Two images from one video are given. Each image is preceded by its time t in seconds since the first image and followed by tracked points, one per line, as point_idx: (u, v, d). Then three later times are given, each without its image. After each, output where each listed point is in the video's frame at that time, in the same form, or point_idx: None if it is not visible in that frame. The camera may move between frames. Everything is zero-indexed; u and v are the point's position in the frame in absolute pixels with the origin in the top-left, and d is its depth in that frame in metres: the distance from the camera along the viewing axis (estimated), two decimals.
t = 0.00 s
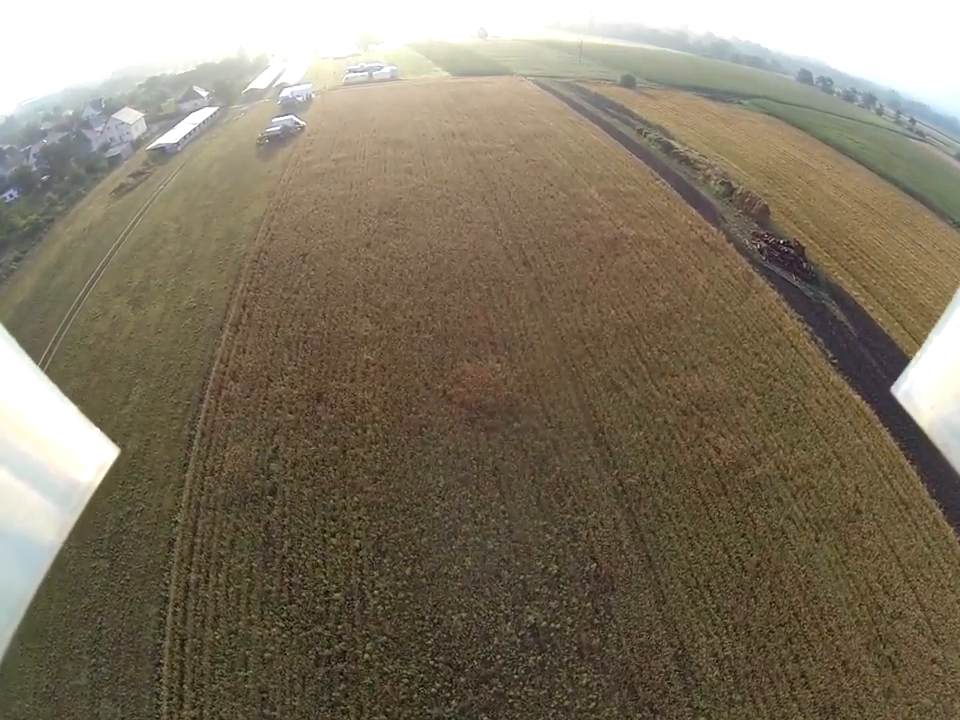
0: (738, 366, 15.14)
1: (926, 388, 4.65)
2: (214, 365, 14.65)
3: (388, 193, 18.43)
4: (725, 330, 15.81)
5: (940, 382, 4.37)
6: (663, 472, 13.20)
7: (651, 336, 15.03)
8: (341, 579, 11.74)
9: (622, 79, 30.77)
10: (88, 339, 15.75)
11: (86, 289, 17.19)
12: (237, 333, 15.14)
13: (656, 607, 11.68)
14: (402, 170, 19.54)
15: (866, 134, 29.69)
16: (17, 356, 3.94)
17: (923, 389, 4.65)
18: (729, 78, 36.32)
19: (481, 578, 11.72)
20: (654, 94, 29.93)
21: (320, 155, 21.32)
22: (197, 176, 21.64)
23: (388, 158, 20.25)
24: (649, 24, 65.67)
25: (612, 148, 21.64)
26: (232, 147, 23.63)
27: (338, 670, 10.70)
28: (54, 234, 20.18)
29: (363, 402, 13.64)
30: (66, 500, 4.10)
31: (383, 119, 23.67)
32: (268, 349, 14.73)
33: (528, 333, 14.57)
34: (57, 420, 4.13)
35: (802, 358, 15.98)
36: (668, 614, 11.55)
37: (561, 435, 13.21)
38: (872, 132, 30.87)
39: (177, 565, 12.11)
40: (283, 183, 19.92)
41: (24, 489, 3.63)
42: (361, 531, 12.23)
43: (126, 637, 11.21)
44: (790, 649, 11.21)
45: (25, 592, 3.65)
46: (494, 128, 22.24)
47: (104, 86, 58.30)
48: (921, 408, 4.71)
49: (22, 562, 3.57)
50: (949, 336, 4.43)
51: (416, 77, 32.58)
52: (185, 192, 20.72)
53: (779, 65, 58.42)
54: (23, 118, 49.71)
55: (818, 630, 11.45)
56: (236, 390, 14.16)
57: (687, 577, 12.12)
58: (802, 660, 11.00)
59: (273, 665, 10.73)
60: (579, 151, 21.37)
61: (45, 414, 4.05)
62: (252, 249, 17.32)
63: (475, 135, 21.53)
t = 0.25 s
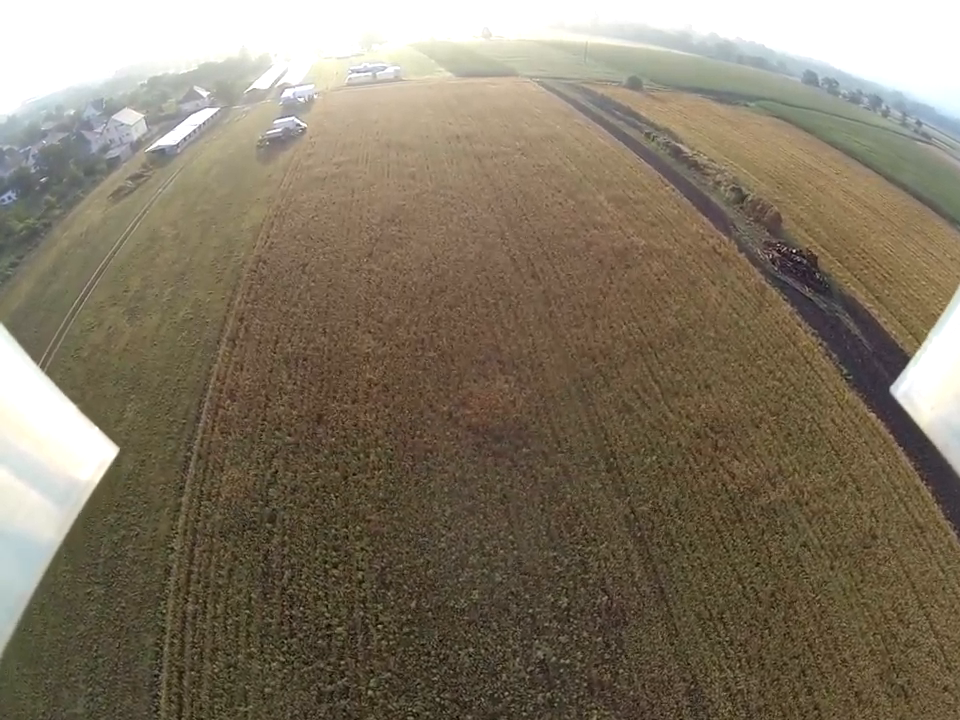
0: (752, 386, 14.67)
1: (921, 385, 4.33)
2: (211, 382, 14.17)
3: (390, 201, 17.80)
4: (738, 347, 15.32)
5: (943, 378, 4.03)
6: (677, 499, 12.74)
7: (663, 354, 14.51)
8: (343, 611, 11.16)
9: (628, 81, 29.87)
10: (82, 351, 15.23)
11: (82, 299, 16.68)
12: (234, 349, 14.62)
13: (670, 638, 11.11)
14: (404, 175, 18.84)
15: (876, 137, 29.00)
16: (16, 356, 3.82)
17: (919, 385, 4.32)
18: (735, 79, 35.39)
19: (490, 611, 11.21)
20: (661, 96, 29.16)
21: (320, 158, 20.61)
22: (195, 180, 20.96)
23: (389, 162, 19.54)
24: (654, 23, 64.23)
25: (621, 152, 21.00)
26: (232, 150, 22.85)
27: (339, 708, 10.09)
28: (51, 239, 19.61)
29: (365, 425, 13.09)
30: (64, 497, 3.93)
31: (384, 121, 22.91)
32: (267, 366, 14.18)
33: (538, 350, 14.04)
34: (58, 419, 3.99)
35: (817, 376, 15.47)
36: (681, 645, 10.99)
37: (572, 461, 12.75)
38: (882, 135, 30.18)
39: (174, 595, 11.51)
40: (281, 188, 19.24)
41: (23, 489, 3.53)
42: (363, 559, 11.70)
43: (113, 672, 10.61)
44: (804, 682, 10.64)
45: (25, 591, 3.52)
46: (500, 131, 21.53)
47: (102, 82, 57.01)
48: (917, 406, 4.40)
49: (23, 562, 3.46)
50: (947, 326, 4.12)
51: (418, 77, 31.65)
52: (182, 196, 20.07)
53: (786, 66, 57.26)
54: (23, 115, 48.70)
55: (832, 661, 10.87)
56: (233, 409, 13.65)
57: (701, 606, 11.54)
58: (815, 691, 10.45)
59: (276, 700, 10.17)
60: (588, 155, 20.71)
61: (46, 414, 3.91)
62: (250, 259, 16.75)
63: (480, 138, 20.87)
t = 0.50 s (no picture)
0: (763, 404, 14.20)
1: (917, 385, 3.70)
2: (204, 401, 13.67)
3: (389, 209, 17.18)
4: (749, 362, 14.83)
5: (943, 375, 3.42)
6: (688, 525, 12.23)
7: (673, 371, 14.03)
8: (342, 647, 10.54)
9: (629, 82, 29.07)
10: (73, 366, 14.64)
11: (72, 310, 16.05)
12: (229, 366, 14.08)
13: (680, 671, 10.46)
14: (403, 182, 18.18)
15: (881, 140, 28.40)
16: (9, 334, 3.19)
17: (916, 385, 3.67)
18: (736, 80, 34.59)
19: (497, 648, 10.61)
20: (664, 97, 28.47)
21: (315, 162, 19.91)
22: (189, 184, 20.23)
23: (387, 166, 18.84)
24: (654, 23, 63.06)
25: (625, 155, 20.40)
26: (227, 154, 22.01)
27: None
28: (42, 245, 18.95)
29: (365, 450, 12.57)
30: (62, 493, 3.36)
31: (381, 123, 22.16)
32: (262, 385, 13.63)
33: (544, 368, 13.54)
34: (59, 408, 3.39)
35: (830, 391, 14.89)
36: (691, 678, 10.37)
37: (580, 486, 12.28)
38: (886, 137, 29.59)
39: (168, 628, 10.86)
40: (276, 193, 18.54)
41: (21, 485, 2.99)
42: (364, 592, 11.12)
43: (95, 710, 9.97)
44: (816, 712, 10.05)
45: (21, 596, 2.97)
46: (502, 134, 20.84)
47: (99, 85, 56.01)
48: (912, 409, 3.74)
49: (21, 562, 2.94)
50: (948, 318, 3.47)
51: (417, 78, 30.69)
52: (175, 202, 19.39)
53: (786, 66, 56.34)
54: (22, 118, 47.83)
55: (845, 690, 10.27)
56: (228, 431, 13.14)
57: (711, 635, 10.90)
58: None
59: None
60: (593, 159, 20.08)
61: (45, 404, 3.29)
62: (245, 269, 16.14)
63: (482, 141, 20.23)
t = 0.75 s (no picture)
0: (773, 422, 13.73)
1: (920, 386, 4.02)
2: (197, 422, 13.17)
3: (386, 219, 16.56)
4: (758, 378, 14.40)
5: (944, 378, 3.71)
6: (699, 552, 11.72)
7: (682, 389, 13.61)
8: (342, 687, 9.95)
9: (629, 82, 28.34)
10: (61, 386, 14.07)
11: (60, 326, 15.47)
12: (222, 384, 13.57)
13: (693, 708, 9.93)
14: (400, 190, 17.54)
15: (883, 140, 27.85)
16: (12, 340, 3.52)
17: (917, 385, 4.00)
18: (736, 80, 33.86)
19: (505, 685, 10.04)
20: (664, 98, 27.81)
21: (309, 167, 19.22)
22: (181, 190, 19.56)
23: (383, 171, 18.16)
24: (651, 21, 62.02)
25: (628, 157, 19.82)
26: (219, 159, 21.21)
27: None
28: (31, 255, 18.28)
29: (364, 478, 12.05)
30: (61, 487, 3.70)
31: (377, 125, 21.41)
32: (256, 407, 13.07)
33: (549, 388, 13.04)
34: (56, 411, 3.77)
35: (841, 406, 14.39)
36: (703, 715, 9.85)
37: (589, 514, 11.82)
38: (888, 137, 29.07)
39: (165, 664, 10.25)
40: (268, 200, 17.87)
41: (21, 484, 3.27)
42: (366, 628, 10.55)
43: None
44: None
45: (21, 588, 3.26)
46: (502, 136, 20.18)
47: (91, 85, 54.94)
48: (915, 408, 4.08)
49: (22, 560, 3.22)
50: (948, 322, 3.76)
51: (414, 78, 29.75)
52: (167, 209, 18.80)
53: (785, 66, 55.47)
54: (16, 119, 46.82)
55: None
56: (221, 454, 12.63)
57: (723, 667, 10.37)
58: None
59: None
60: (595, 163, 19.48)
61: (42, 405, 3.63)
62: (237, 281, 15.55)
63: (481, 144, 19.59)
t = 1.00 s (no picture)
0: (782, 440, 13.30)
1: (919, 388, 4.21)
2: (189, 445, 12.67)
3: (383, 228, 16.00)
4: (767, 393, 14.01)
5: (942, 379, 3.88)
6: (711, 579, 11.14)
7: (691, 408, 13.19)
8: None
9: (629, 82, 27.76)
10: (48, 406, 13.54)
11: (48, 342, 14.93)
12: (214, 404, 13.07)
13: None
14: (396, 196, 16.95)
15: (886, 141, 27.35)
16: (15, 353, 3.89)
17: (918, 387, 4.19)
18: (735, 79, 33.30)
19: None
20: (664, 97, 27.24)
21: (302, 171, 18.61)
22: (173, 197, 19.01)
23: (378, 177, 17.58)
24: (648, 20, 61.31)
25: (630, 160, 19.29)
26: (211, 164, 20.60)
27: None
28: (20, 264, 17.66)
29: (364, 507, 11.56)
30: (63, 489, 4.02)
31: (372, 130, 20.80)
32: (250, 430, 12.57)
33: (556, 408, 12.57)
34: (56, 416, 4.10)
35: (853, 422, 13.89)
36: None
37: (597, 542, 11.37)
38: (890, 137, 28.56)
39: (162, 702, 9.66)
40: (262, 208, 17.28)
41: (21, 484, 3.59)
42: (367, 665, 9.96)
43: None
44: None
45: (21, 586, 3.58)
46: (502, 139, 19.60)
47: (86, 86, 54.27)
48: (914, 408, 4.28)
49: (22, 560, 3.55)
50: (946, 328, 3.95)
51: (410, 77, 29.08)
52: (158, 216, 18.25)
53: (782, 65, 54.98)
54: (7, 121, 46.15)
55: None
56: (215, 480, 12.12)
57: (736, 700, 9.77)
58: None
59: None
60: (597, 166, 18.93)
61: (39, 412, 3.94)
62: (229, 294, 15.03)
63: (480, 147, 18.98)
